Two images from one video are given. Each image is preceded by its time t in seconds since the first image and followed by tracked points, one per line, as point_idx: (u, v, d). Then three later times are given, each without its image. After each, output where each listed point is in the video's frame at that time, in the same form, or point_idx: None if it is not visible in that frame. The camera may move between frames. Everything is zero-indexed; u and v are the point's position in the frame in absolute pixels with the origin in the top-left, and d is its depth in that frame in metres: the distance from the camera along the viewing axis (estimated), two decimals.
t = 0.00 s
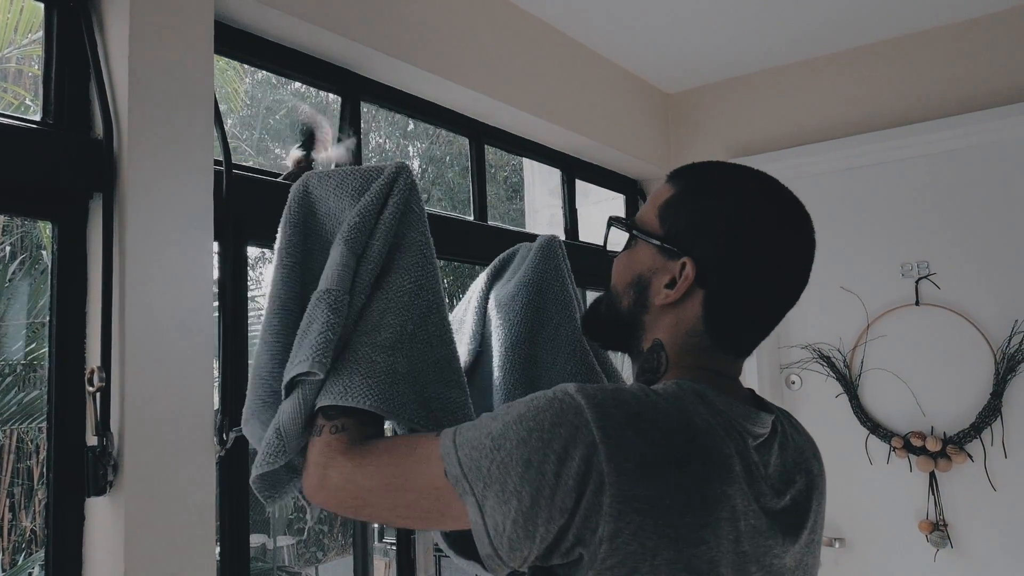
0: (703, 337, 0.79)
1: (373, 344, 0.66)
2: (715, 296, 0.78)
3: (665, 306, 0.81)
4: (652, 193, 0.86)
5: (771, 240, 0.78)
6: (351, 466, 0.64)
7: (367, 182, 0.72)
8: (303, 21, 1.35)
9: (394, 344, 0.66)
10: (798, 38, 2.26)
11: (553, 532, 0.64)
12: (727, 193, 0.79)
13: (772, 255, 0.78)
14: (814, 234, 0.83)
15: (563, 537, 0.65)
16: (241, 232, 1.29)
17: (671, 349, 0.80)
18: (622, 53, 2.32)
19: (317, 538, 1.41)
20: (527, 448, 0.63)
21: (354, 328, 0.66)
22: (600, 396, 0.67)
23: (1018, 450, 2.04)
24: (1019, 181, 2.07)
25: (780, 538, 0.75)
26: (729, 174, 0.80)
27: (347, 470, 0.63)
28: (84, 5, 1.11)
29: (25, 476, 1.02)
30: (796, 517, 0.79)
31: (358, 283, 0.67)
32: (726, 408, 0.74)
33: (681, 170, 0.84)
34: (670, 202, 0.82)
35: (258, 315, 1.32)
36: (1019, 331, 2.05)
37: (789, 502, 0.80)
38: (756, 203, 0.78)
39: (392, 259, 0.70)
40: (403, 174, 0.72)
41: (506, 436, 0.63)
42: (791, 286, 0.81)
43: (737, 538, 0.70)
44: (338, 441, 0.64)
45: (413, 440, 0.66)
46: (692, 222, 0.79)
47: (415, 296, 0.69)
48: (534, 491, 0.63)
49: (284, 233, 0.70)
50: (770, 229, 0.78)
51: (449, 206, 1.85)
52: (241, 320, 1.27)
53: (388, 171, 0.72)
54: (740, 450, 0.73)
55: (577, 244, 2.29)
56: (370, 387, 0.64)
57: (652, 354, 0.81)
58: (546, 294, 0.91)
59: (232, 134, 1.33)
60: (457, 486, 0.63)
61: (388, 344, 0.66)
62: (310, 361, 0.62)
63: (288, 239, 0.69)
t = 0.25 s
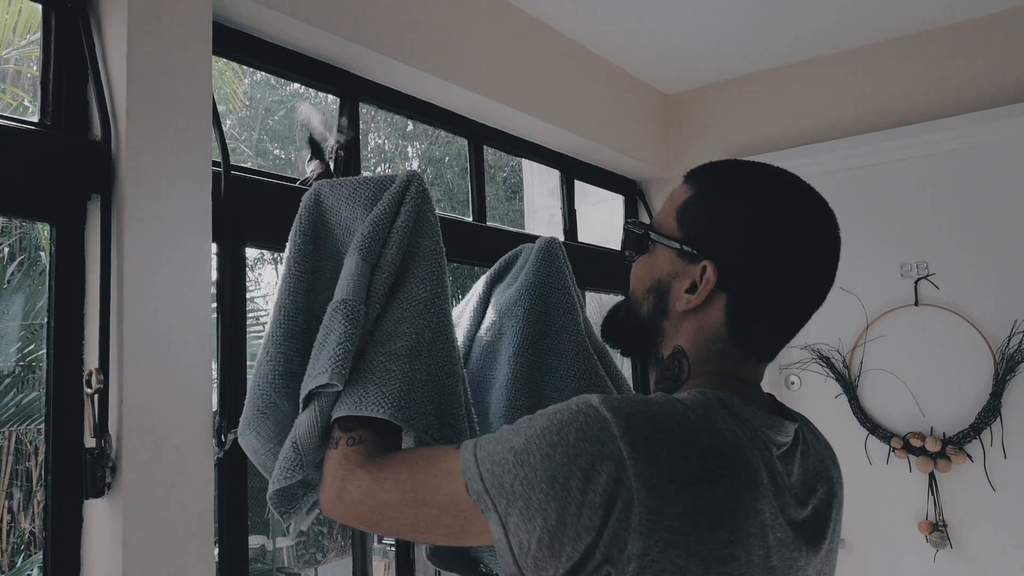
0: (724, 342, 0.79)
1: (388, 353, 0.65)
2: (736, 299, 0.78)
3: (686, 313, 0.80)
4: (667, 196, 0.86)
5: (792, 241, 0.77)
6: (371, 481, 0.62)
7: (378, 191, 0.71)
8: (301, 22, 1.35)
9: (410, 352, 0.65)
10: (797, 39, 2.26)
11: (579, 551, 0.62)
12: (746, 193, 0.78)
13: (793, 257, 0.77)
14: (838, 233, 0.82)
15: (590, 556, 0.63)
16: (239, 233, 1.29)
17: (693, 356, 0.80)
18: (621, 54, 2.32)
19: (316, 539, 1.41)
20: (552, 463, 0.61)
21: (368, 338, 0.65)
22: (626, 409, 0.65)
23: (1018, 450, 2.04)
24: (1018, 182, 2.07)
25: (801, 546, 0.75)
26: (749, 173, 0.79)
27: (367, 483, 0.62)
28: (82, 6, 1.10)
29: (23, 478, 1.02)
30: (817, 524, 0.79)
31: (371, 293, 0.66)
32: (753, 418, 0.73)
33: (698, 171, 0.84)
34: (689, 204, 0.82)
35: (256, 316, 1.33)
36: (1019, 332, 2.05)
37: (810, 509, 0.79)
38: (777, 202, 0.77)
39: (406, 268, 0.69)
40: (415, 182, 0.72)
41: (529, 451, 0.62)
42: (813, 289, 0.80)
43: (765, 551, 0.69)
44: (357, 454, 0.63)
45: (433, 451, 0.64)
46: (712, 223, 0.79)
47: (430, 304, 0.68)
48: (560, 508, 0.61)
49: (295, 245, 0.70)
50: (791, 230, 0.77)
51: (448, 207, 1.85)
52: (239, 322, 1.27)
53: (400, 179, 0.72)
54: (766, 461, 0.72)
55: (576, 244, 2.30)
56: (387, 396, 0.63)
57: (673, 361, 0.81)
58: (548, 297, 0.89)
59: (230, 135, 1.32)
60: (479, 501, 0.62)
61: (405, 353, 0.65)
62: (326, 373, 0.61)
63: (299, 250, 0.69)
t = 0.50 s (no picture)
0: (727, 344, 0.78)
1: (389, 360, 0.65)
2: (737, 301, 0.77)
3: (686, 315, 0.80)
4: (668, 197, 0.86)
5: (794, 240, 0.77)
6: (374, 489, 0.63)
7: (376, 199, 0.71)
8: (299, 23, 1.35)
9: (411, 358, 0.65)
10: (794, 40, 2.26)
11: (587, 556, 0.62)
12: (748, 194, 0.78)
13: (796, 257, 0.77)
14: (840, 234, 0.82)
15: (598, 560, 0.63)
16: (236, 234, 1.29)
17: (694, 358, 0.79)
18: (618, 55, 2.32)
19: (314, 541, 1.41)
20: (557, 467, 0.61)
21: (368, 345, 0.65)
22: (631, 411, 0.64)
23: (1016, 451, 2.04)
24: (1014, 183, 2.07)
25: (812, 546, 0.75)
26: (750, 174, 0.79)
27: (370, 491, 0.62)
28: (79, 7, 1.10)
29: (20, 480, 1.02)
30: (827, 523, 0.79)
31: (370, 300, 0.66)
32: (760, 419, 0.73)
33: (700, 172, 0.84)
34: (690, 205, 0.82)
35: (254, 317, 1.32)
36: (1016, 332, 2.05)
37: (819, 507, 0.79)
38: (780, 203, 0.77)
39: (405, 275, 0.69)
40: (413, 189, 0.72)
41: (534, 456, 0.62)
42: (816, 288, 0.79)
43: (774, 552, 0.69)
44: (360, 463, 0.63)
45: (437, 458, 0.64)
46: (714, 224, 0.79)
47: (430, 310, 0.68)
48: (566, 513, 0.61)
49: (294, 254, 0.70)
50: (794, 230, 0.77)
51: (446, 207, 1.85)
52: (236, 323, 1.27)
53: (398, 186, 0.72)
54: (772, 462, 0.72)
55: (574, 245, 2.30)
56: (389, 403, 0.63)
57: (675, 363, 0.81)
58: (547, 303, 0.89)
59: (228, 136, 1.32)
60: (483, 506, 0.62)
61: (405, 359, 0.65)
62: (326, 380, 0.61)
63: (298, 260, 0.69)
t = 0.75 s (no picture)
0: (715, 344, 0.78)
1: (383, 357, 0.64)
2: (724, 301, 0.78)
3: (673, 315, 0.80)
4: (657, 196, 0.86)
5: (781, 240, 0.77)
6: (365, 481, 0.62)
7: (372, 203, 0.72)
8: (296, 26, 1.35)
9: (405, 355, 0.65)
10: (791, 42, 2.27)
11: (574, 554, 0.62)
12: (736, 194, 0.78)
13: (784, 257, 0.77)
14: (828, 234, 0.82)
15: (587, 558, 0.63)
16: (233, 235, 1.29)
17: (682, 358, 0.80)
18: (615, 57, 2.33)
19: (311, 543, 1.41)
20: (545, 464, 0.61)
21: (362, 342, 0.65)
22: (619, 410, 0.65)
23: (1012, 453, 2.04)
24: (1010, 185, 2.08)
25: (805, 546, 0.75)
26: (738, 174, 0.80)
27: (361, 483, 0.62)
28: (76, 8, 1.10)
29: (17, 481, 1.02)
30: (820, 523, 0.79)
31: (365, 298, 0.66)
32: (749, 419, 0.73)
33: (688, 172, 0.84)
34: (678, 205, 0.82)
35: (251, 318, 1.32)
36: (1012, 334, 2.06)
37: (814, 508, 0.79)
38: (767, 203, 0.77)
39: (400, 276, 0.69)
40: (409, 194, 0.72)
41: (523, 453, 0.62)
42: (804, 287, 0.80)
43: (763, 549, 0.69)
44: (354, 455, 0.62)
45: (429, 453, 0.64)
46: (701, 224, 0.79)
47: (424, 312, 0.68)
48: (554, 509, 0.61)
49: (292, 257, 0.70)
50: (782, 230, 0.77)
51: (444, 209, 1.85)
52: (233, 325, 1.27)
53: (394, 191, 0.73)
54: (763, 461, 0.72)
55: (571, 247, 2.30)
56: (383, 398, 0.62)
57: (664, 363, 0.82)
58: (538, 303, 0.90)
59: (225, 137, 1.33)
60: (473, 504, 0.62)
61: (399, 354, 0.65)
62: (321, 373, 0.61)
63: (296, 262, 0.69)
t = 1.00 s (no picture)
0: (676, 348, 0.67)
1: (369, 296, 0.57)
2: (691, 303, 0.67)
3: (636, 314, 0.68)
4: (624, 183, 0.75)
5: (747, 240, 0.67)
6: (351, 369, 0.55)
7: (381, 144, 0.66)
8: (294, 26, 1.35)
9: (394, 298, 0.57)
10: (790, 43, 2.27)
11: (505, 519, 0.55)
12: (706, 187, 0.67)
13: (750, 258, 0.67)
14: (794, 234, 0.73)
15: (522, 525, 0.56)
16: (231, 235, 1.28)
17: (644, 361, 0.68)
18: (614, 58, 2.33)
19: (309, 542, 1.41)
20: (499, 416, 0.55)
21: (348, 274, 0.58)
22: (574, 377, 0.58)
23: (1009, 455, 2.04)
24: (1008, 187, 2.08)
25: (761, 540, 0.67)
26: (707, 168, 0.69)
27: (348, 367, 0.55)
28: (74, 7, 1.10)
29: (14, 481, 1.01)
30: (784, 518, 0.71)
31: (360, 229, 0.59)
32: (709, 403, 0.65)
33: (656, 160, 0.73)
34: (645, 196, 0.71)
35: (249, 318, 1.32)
36: (1010, 336, 2.06)
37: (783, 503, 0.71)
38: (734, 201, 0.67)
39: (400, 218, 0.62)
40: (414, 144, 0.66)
41: (476, 407, 0.55)
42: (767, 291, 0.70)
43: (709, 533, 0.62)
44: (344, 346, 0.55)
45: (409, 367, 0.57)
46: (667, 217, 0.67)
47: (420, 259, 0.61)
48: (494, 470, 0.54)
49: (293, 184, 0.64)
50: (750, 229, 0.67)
51: (442, 209, 1.85)
52: (232, 325, 1.27)
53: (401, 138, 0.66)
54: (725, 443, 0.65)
55: (569, 248, 2.30)
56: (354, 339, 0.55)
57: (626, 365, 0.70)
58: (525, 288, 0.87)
59: (223, 137, 1.32)
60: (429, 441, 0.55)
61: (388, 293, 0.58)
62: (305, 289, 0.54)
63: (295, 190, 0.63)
